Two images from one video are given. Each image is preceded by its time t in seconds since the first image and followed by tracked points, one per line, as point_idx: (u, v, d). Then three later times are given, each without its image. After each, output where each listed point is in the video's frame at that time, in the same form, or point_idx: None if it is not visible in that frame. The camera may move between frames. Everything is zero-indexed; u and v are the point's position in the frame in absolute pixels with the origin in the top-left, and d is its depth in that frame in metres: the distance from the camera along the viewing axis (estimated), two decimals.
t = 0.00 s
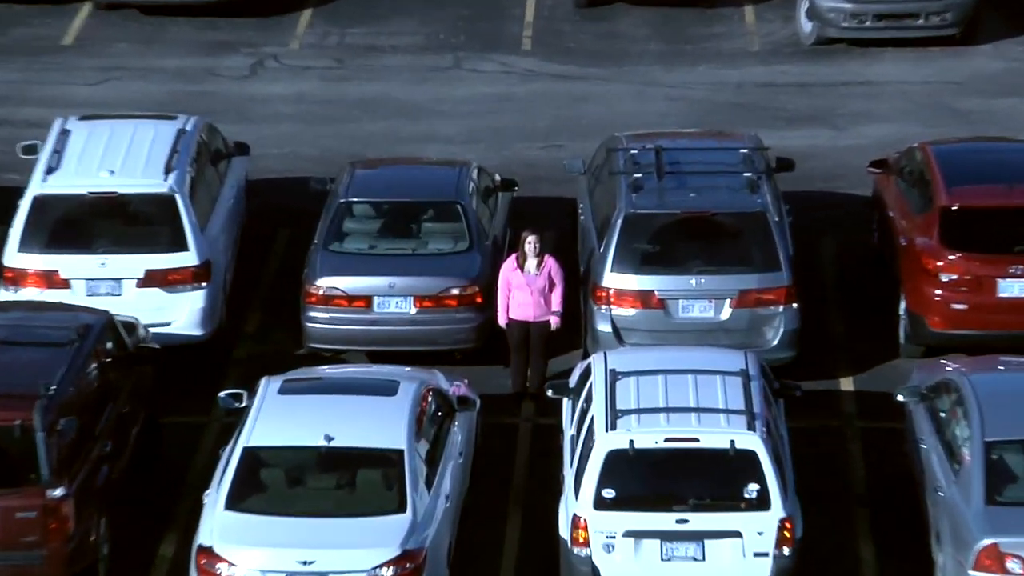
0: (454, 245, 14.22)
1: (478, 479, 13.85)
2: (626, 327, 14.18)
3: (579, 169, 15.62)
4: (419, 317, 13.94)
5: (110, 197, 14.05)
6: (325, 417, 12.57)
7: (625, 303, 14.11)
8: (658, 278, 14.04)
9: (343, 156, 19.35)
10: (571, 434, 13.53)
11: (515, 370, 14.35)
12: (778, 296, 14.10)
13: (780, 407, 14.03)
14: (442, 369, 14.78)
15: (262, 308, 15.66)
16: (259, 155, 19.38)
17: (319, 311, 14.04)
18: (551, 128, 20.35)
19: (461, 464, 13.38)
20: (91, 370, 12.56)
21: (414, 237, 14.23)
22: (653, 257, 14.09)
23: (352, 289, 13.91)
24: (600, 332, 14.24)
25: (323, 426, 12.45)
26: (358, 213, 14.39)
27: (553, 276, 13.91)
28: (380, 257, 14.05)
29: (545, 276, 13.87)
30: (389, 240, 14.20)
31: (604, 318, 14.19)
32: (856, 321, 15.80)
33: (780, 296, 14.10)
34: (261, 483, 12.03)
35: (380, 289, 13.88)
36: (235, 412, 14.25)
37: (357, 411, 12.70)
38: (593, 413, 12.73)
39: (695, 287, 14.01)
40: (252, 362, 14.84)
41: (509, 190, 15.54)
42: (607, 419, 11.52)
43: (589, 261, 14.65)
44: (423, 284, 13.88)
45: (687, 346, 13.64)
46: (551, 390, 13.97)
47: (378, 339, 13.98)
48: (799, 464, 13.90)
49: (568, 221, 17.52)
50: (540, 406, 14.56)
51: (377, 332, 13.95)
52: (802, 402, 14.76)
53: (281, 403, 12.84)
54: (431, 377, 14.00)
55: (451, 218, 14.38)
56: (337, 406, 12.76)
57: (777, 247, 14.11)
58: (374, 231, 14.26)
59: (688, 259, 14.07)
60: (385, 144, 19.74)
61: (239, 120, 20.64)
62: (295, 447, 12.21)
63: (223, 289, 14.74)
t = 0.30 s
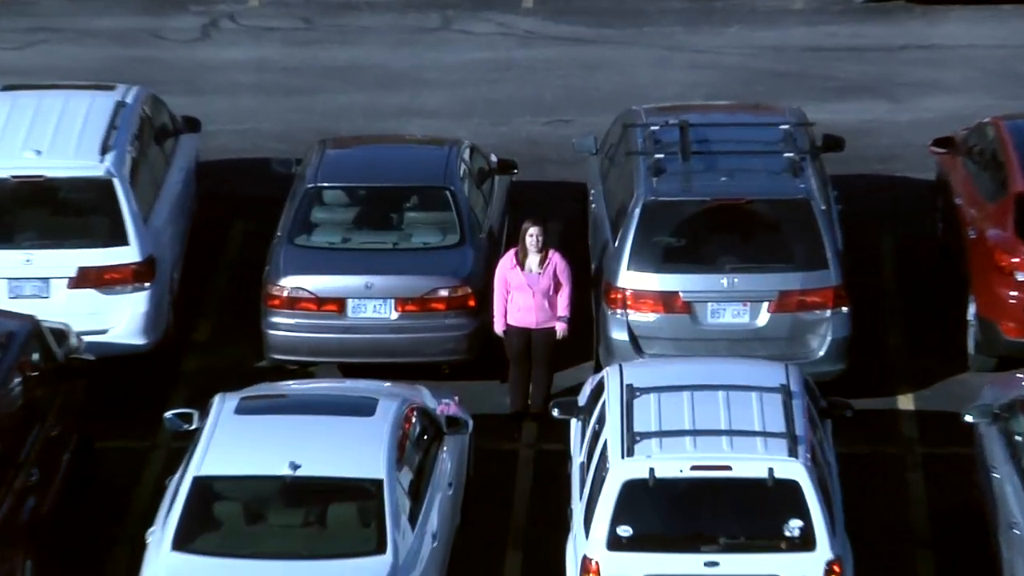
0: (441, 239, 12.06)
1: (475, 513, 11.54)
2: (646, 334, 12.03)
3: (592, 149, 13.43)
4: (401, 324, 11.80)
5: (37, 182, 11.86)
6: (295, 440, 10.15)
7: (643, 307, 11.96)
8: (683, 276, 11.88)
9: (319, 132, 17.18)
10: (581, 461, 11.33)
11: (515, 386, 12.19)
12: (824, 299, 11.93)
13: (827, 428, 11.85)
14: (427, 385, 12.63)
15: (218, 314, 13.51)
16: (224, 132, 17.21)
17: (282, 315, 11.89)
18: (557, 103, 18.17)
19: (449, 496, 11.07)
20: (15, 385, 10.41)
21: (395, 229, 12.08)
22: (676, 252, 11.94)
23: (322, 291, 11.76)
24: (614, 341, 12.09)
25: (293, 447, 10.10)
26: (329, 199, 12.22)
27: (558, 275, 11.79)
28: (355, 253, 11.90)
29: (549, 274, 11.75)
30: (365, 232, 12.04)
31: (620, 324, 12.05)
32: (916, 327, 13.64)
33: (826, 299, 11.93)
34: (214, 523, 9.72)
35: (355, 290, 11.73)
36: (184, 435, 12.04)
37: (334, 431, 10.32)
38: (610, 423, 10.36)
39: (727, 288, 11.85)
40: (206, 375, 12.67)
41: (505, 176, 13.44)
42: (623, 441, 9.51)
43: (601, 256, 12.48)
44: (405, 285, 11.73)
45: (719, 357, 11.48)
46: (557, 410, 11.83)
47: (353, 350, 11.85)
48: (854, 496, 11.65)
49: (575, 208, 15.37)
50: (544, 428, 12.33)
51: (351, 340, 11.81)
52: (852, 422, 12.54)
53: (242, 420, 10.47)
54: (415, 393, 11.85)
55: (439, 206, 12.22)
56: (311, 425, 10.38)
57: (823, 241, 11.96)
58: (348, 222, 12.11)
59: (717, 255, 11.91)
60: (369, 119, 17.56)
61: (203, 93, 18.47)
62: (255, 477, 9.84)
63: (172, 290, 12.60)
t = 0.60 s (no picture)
0: (420, 229, 9.60)
1: (466, 573, 9.00)
2: (678, 350, 9.55)
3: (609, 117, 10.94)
4: (371, 336, 9.34)
5: None
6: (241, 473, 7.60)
7: (675, 315, 9.49)
8: (725, 276, 9.39)
9: (282, 96, 14.70)
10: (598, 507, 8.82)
11: (513, 414, 9.70)
12: (905, 304, 9.46)
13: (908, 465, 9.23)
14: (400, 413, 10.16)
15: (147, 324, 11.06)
16: (175, 97, 14.70)
17: (221, 324, 9.41)
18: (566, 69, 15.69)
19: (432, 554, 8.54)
20: None
21: (363, 216, 9.61)
22: (716, 245, 9.47)
23: (272, 294, 9.29)
24: (639, 358, 9.61)
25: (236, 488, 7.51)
26: (280, 177, 9.73)
27: (568, 274, 9.38)
28: (311, 247, 9.44)
29: (555, 273, 9.34)
30: (326, 220, 9.57)
31: (646, 336, 9.57)
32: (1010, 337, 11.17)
33: (907, 304, 9.46)
34: None
35: (313, 292, 9.26)
36: (95, 475, 9.57)
37: (287, 462, 7.72)
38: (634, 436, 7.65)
39: (783, 291, 9.36)
40: (125, 402, 10.20)
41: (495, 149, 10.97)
42: (648, 484, 7.17)
43: (622, 250, 9.99)
44: (376, 286, 9.27)
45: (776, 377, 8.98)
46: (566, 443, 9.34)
47: (310, 369, 9.41)
48: (949, 549, 9.12)
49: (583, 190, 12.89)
50: (550, 467, 9.79)
51: (308, 357, 9.36)
52: (930, 461, 10.04)
53: (167, 450, 7.85)
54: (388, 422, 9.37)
55: (418, 186, 9.74)
56: (256, 455, 7.77)
57: (902, 233, 9.48)
58: (304, 206, 9.64)
59: (768, 249, 9.45)
60: (344, 81, 15.08)
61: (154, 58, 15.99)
62: (185, 530, 7.25)
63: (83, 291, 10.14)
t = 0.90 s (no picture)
0: (391, 213, 7.49)
1: None
2: (724, 371, 7.40)
3: (636, 67, 8.79)
4: (327, 353, 7.24)
5: None
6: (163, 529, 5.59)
7: (722, 325, 7.34)
8: (786, 275, 7.25)
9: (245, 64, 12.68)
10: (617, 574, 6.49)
11: (509, 450, 7.59)
12: (1014, 311, 7.30)
13: None
14: (369, 450, 8.07)
15: (67, 356, 9.06)
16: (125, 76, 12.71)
17: (136, 336, 7.31)
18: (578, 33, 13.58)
19: None
20: None
21: (318, 197, 7.51)
22: (774, 236, 7.32)
23: (199, 298, 7.20)
24: (673, 380, 7.46)
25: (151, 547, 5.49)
26: (212, 148, 7.62)
27: (581, 272, 7.31)
28: (251, 237, 7.34)
29: (565, 272, 7.26)
30: (271, 203, 7.48)
31: (684, 351, 7.42)
32: None
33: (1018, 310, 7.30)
34: None
35: (252, 296, 7.16)
36: None
37: (220, 513, 5.76)
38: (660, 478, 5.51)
39: (860, 295, 7.22)
40: (24, 439, 8.16)
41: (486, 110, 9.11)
42: (687, 546, 5.02)
43: (652, 242, 7.85)
44: (334, 288, 7.17)
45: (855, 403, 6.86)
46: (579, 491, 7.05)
47: (250, 396, 7.31)
48: None
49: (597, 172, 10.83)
50: (559, 519, 7.63)
51: (248, 379, 7.27)
52: None
53: (62, 498, 5.87)
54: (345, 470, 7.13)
55: (390, 159, 7.63)
56: (180, 502, 5.81)
57: (1014, 217, 7.32)
58: (242, 184, 7.54)
59: (840, 241, 7.32)
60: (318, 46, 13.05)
61: (103, 32, 13.99)
62: None
63: None
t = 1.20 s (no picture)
0: (371, 202, 6.56)
1: None
2: (756, 385, 6.41)
3: (654, 35, 7.86)
4: (298, 364, 6.31)
5: None
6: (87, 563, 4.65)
7: (753, 331, 6.36)
8: (828, 274, 6.27)
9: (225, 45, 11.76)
10: None
11: (509, 476, 6.67)
12: None
13: None
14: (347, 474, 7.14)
15: (17, 369, 8.15)
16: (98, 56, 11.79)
17: (79, 343, 6.36)
18: (585, 17, 12.66)
19: None
20: None
21: (288, 184, 6.61)
22: (814, 228, 6.32)
23: (150, 301, 6.26)
24: (697, 395, 6.48)
25: None
26: (167, 127, 6.69)
27: (591, 271, 6.38)
28: (211, 231, 6.40)
29: (571, 271, 6.35)
30: (234, 189, 6.57)
31: (709, 362, 6.44)
32: None
33: None
34: None
35: (212, 298, 6.24)
36: None
37: (172, 549, 4.75)
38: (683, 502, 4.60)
39: (912, 297, 6.27)
40: None
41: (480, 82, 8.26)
42: None
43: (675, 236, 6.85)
44: (306, 289, 6.24)
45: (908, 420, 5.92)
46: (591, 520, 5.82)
47: (209, 414, 6.36)
48: None
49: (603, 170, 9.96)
50: (567, 557, 6.63)
51: (206, 395, 6.32)
52: None
53: None
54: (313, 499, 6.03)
55: (370, 141, 6.71)
56: (120, 536, 4.79)
57: None
58: (201, 169, 6.62)
59: (892, 233, 6.32)
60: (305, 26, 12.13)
61: (79, 11, 13.08)
62: None
63: None
